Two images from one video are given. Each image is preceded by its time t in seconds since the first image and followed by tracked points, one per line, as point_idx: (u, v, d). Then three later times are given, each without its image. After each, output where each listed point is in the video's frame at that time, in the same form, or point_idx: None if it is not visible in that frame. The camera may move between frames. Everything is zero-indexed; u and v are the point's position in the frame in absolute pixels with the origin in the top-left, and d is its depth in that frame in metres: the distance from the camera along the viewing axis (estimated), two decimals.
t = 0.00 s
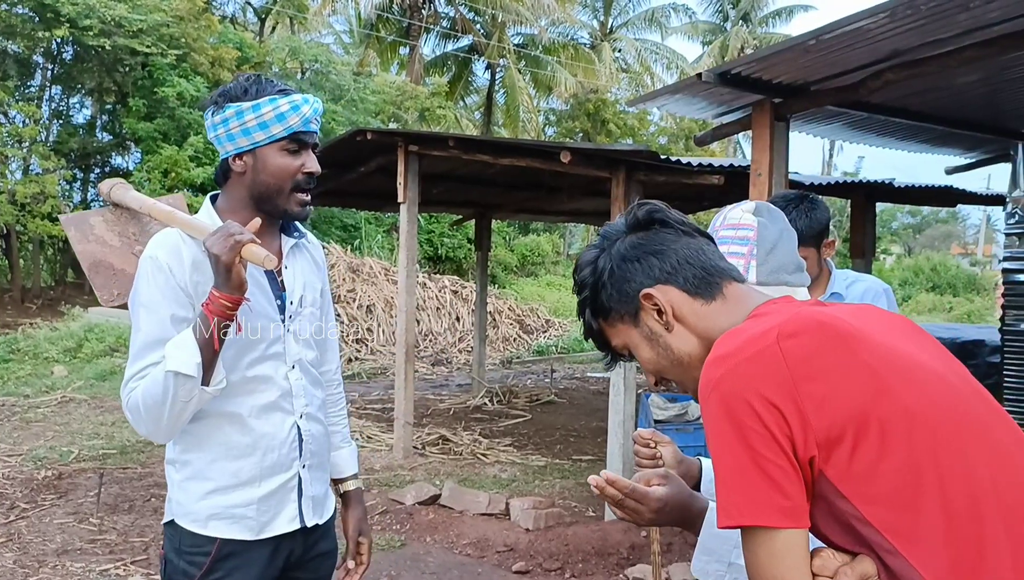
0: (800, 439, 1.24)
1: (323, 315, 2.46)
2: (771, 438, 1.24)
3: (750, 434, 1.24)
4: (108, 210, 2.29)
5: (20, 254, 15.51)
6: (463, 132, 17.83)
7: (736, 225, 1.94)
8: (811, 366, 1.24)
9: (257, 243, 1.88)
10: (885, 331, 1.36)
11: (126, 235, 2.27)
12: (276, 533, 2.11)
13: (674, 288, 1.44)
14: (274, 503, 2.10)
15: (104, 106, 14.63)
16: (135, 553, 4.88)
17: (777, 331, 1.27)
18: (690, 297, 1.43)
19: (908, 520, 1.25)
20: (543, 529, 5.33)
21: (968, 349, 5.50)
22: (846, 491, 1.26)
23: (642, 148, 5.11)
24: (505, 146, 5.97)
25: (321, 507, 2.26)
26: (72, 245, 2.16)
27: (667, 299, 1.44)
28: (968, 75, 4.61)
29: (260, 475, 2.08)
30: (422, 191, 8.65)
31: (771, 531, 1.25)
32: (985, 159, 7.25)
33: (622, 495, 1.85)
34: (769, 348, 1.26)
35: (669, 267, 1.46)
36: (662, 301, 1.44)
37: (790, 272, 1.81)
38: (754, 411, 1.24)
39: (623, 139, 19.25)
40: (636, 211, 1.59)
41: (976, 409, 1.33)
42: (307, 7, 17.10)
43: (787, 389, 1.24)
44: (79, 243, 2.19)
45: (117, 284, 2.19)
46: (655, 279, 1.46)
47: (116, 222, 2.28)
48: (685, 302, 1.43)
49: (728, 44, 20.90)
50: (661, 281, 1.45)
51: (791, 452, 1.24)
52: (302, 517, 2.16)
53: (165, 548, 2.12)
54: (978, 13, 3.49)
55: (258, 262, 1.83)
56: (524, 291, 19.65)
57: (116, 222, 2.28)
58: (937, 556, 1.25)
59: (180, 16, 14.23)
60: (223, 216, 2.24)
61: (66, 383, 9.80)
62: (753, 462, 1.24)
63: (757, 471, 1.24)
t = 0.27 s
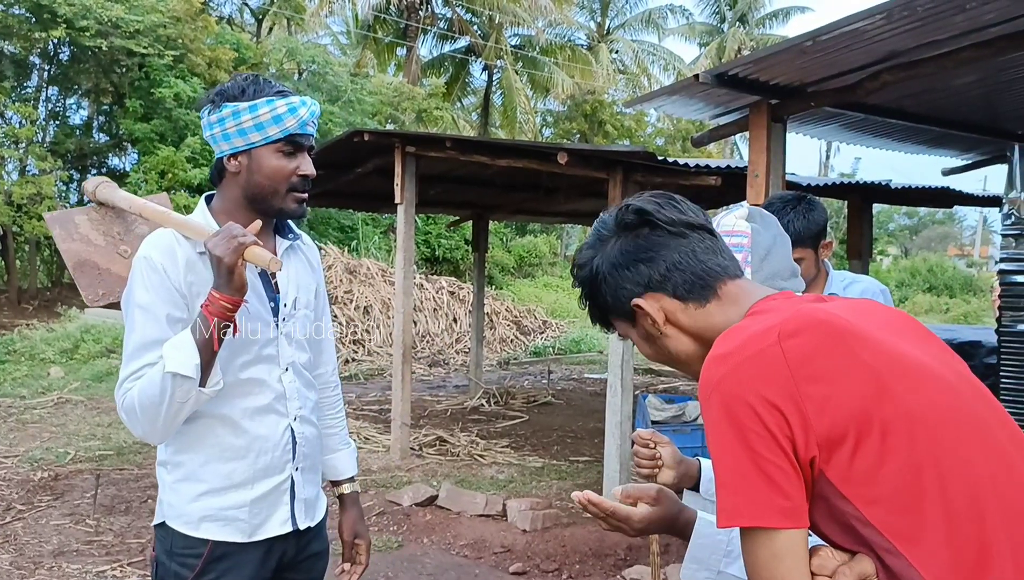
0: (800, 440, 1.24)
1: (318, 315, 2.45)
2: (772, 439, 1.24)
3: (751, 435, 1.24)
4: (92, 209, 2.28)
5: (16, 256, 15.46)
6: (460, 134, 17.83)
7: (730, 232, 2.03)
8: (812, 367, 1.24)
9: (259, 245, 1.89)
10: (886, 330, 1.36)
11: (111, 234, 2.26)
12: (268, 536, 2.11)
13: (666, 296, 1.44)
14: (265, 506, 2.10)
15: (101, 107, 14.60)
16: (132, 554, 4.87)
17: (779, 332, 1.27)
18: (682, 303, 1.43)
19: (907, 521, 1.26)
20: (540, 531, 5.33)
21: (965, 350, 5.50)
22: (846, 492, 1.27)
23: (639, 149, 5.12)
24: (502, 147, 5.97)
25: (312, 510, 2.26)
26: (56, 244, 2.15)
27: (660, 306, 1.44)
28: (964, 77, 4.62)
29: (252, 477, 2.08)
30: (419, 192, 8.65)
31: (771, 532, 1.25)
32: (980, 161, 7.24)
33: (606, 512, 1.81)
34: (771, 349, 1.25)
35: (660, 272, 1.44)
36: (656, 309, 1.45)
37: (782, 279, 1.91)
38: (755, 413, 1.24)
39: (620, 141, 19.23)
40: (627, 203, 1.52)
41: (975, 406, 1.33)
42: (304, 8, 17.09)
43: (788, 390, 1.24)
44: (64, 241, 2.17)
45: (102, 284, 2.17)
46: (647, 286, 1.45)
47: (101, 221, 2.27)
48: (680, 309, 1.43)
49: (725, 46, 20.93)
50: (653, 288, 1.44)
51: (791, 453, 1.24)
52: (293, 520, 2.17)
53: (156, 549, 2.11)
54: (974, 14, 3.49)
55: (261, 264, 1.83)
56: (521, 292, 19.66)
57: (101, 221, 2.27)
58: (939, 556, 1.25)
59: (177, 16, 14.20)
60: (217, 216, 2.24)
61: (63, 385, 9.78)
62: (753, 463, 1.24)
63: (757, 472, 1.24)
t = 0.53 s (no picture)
0: (806, 436, 1.24)
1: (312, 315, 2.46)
2: (777, 435, 1.23)
3: (756, 430, 1.23)
4: (85, 204, 2.28)
5: (13, 255, 15.44)
6: (457, 133, 17.83)
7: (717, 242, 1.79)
8: (819, 363, 1.23)
9: (254, 247, 1.88)
10: (894, 323, 1.35)
11: (103, 229, 2.26)
12: (259, 536, 2.11)
13: (666, 282, 1.46)
14: (257, 506, 2.10)
15: (98, 106, 14.58)
16: (129, 554, 4.86)
17: (788, 326, 1.26)
18: (682, 290, 1.45)
19: (909, 517, 1.26)
20: (537, 530, 5.34)
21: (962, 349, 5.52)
22: (849, 487, 1.27)
23: (636, 149, 5.12)
24: (500, 146, 5.97)
25: (304, 511, 2.26)
26: (49, 239, 2.15)
27: (660, 291, 1.48)
28: (961, 77, 4.63)
29: (244, 477, 2.08)
30: (417, 192, 8.66)
31: (770, 527, 1.26)
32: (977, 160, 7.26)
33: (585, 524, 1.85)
34: (779, 344, 1.24)
35: (660, 260, 1.45)
36: (656, 293, 1.48)
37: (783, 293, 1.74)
38: (761, 409, 1.23)
39: (618, 140, 19.21)
40: (628, 186, 1.50)
41: (979, 405, 1.33)
42: (302, 7, 17.06)
43: (795, 385, 1.23)
44: (56, 237, 2.17)
45: (94, 280, 2.18)
46: (647, 271, 1.48)
47: (93, 217, 2.27)
48: (680, 295, 1.46)
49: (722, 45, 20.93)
50: (654, 273, 1.47)
51: (795, 449, 1.24)
52: (285, 521, 2.17)
53: (147, 548, 2.11)
54: (971, 14, 3.50)
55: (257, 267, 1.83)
56: (519, 292, 19.67)
57: (93, 217, 2.27)
58: (940, 554, 1.26)
59: (174, 16, 14.13)
60: (211, 216, 2.25)
61: (60, 384, 9.77)
62: (758, 458, 1.24)
63: (762, 468, 1.24)
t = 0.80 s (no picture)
0: (812, 421, 1.22)
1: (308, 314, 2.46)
2: (784, 418, 1.21)
3: (764, 410, 1.22)
4: (81, 203, 2.28)
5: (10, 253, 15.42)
6: (455, 131, 17.83)
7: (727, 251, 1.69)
8: (833, 347, 1.21)
9: (243, 245, 1.88)
10: (916, 311, 1.32)
11: (101, 227, 2.27)
12: (252, 537, 2.11)
13: (687, 238, 1.44)
14: (251, 506, 2.11)
15: (96, 104, 14.55)
16: (127, 552, 4.87)
17: (804, 307, 1.24)
18: (702, 249, 1.43)
19: (909, 510, 1.25)
20: (535, 528, 5.35)
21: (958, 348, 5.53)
22: (851, 474, 1.25)
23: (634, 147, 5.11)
24: (498, 144, 5.97)
25: (299, 511, 2.26)
26: (46, 238, 2.16)
27: (678, 248, 1.45)
28: (958, 75, 4.64)
29: (237, 477, 2.09)
30: (414, 190, 8.65)
31: (769, 508, 1.25)
32: (974, 158, 7.27)
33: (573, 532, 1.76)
34: (793, 325, 1.23)
35: (682, 216, 1.43)
36: (673, 251, 1.45)
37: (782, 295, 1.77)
38: (772, 389, 1.21)
39: (616, 139, 19.18)
40: (662, 138, 1.50)
41: (995, 407, 1.31)
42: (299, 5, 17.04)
43: (807, 368, 1.21)
44: (54, 235, 2.18)
45: (91, 278, 2.18)
46: (667, 226, 1.45)
47: (91, 215, 2.28)
48: (698, 253, 1.43)
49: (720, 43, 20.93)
50: (674, 229, 1.44)
51: (801, 432, 1.23)
52: (279, 522, 2.17)
53: (140, 548, 2.11)
54: (969, 12, 3.50)
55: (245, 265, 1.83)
56: (517, 290, 19.67)
57: (91, 215, 2.27)
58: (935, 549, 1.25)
59: (171, 13, 14.09)
60: (205, 214, 2.25)
61: (57, 383, 9.76)
62: (761, 438, 1.23)
63: (765, 448, 1.23)
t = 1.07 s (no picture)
0: (814, 413, 1.19)
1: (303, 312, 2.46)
2: (787, 407, 1.18)
3: (766, 400, 1.19)
4: (74, 201, 2.28)
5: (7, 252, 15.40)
6: (453, 130, 17.83)
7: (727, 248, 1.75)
8: (842, 338, 1.18)
9: (236, 246, 1.88)
10: (931, 306, 1.27)
11: (94, 226, 2.27)
12: (248, 537, 2.12)
13: (706, 205, 1.39)
14: (246, 506, 2.11)
15: (92, 103, 14.51)
16: (124, 551, 4.87)
17: (815, 294, 1.20)
18: (718, 218, 1.38)
19: (906, 509, 1.22)
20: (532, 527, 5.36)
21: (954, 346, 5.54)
22: (849, 468, 1.23)
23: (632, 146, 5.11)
24: (495, 143, 5.97)
25: (294, 510, 2.27)
26: (39, 237, 2.16)
27: (695, 215, 1.40)
28: (955, 74, 4.65)
29: (232, 478, 2.09)
30: (412, 189, 8.65)
31: (762, 496, 1.22)
32: (970, 158, 7.27)
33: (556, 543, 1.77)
34: (801, 313, 1.19)
35: (704, 181, 1.39)
36: (689, 217, 1.40)
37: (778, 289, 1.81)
38: (776, 377, 1.18)
39: (614, 138, 19.16)
40: (692, 102, 1.48)
41: (1003, 412, 1.27)
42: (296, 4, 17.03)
43: (814, 358, 1.18)
44: (46, 235, 2.18)
45: (85, 278, 2.19)
46: (687, 190, 1.40)
47: (84, 214, 2.28)
48: (713, 222, 1.38)
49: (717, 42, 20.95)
50: (694, 194, 1.39)
51: (802, 423, 1.19)
52: (275, 522, 2.18)
53: (135, 548, 2.12)
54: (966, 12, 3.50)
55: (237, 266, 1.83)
56: (514, 289, 19.68)
57: (84, 214, 2.28)
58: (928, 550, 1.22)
59: (168, 12, 14.10)
60: (198, 213, 2.25)
61: (54, 381, 9.75)
62: (762, 426, 1.19)
63: (764, 436, 1.20)
